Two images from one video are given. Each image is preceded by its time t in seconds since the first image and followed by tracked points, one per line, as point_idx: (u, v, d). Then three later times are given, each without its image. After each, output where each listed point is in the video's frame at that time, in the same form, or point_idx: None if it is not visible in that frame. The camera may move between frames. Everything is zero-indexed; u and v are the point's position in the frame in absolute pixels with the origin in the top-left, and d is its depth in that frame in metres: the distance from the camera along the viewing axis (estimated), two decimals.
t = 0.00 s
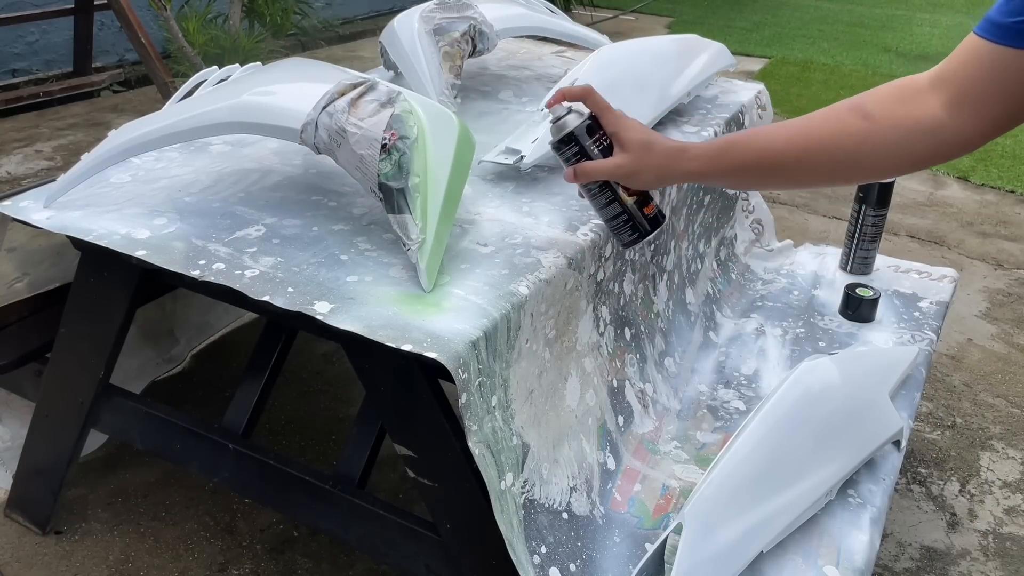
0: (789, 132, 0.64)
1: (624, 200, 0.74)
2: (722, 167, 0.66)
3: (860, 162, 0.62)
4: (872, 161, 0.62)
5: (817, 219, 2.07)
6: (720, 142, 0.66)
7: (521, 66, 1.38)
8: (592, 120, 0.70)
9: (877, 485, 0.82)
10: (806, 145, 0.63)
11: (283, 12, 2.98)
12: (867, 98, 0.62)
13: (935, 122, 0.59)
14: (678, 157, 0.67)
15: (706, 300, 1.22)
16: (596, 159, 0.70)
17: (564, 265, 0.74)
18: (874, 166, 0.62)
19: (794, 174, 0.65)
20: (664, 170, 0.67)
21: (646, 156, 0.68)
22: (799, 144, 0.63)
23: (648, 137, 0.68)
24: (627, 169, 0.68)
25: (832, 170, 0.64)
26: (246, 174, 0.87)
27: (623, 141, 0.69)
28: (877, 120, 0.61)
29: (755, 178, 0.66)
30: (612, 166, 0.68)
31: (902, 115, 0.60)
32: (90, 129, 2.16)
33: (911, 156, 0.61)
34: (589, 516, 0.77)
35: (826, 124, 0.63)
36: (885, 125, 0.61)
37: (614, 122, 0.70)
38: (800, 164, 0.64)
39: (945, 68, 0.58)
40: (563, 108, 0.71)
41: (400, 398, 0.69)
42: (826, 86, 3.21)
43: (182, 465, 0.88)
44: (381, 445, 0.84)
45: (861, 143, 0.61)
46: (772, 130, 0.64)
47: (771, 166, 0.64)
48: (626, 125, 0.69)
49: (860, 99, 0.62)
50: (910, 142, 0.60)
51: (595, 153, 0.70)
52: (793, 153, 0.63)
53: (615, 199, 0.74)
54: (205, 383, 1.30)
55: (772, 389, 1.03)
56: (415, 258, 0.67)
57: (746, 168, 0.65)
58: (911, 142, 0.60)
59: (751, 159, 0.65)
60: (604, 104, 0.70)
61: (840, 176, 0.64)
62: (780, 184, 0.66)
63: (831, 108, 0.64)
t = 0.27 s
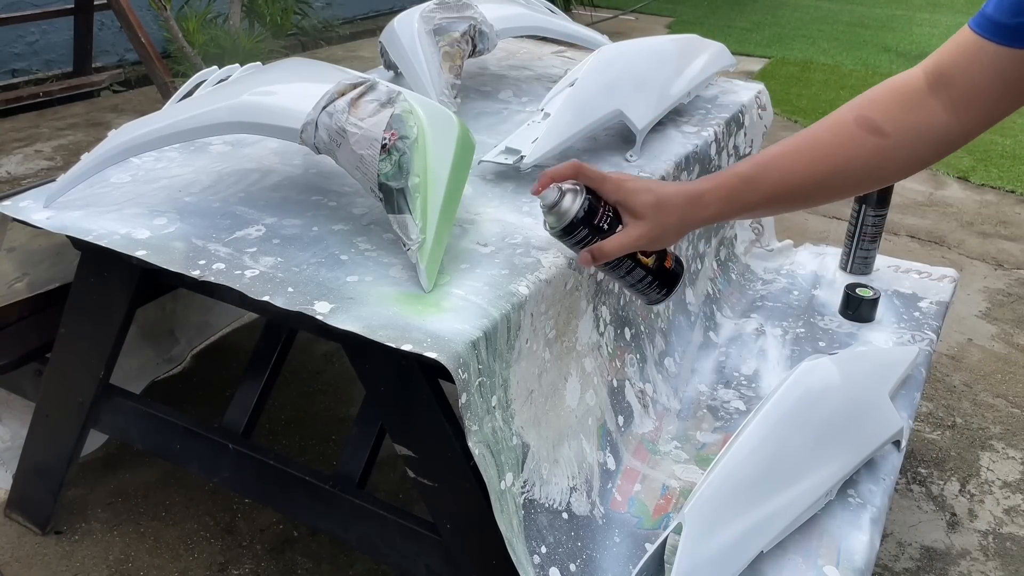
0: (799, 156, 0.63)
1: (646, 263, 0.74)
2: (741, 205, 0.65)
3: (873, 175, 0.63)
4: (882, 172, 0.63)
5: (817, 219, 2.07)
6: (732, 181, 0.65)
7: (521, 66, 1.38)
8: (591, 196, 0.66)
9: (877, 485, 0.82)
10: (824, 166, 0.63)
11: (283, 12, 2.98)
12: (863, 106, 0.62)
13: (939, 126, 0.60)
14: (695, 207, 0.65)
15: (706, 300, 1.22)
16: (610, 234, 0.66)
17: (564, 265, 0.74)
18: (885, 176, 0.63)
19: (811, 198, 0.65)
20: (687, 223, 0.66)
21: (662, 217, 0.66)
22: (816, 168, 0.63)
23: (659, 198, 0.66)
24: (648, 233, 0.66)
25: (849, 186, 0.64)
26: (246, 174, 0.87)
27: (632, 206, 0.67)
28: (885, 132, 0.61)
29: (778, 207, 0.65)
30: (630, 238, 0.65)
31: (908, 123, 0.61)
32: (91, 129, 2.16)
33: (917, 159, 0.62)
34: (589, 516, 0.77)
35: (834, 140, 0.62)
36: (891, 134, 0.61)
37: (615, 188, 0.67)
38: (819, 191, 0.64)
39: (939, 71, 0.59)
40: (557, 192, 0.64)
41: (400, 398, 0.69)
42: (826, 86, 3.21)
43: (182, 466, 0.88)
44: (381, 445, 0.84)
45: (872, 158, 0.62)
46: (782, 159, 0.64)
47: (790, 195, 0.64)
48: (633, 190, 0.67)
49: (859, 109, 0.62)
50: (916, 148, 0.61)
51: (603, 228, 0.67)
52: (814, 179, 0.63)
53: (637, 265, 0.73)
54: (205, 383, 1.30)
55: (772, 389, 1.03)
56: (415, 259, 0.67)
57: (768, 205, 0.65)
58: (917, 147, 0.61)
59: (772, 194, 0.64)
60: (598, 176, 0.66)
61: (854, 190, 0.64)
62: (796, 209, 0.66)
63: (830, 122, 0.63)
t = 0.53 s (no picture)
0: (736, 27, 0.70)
1: (574, 87, 0.77)
2: (665, 59, 0.71)
3: (795, 66, 0.70)
4: (807, 65, 0.70)
5: (817, 219, 2.07)
6: (668, 41, 0.71)
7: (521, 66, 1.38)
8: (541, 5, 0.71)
9: (877, 485, 0.82)
10: (756, 44, 0.70)
11: (283, 12, 2.98)
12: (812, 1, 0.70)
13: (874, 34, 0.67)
14: (622, 47, 0.71)
15: (706, 300, 1.22)
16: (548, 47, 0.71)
17: (564, 265, 0.74)
18: (808, 71, 0.70)
19: (732, 70, 0.71)
20: (610, 59, 0.72)
21: (591, 45, 0.71)
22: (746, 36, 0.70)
23: (592, 24, 0.70)
24: (580, 62, 0.72)
25: (770, 72, 0.71)
26: (245, 174, 0.87)
27: (568, 29, 0.71)
28: (818, 26, 0.69)
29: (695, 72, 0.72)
30: (559, 55, 0.71)
31: (844, 23, 0.68)
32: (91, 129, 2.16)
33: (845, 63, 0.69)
34: (589, 516, 0.77)
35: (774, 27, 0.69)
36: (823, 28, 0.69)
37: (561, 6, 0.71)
38: (743, 68, 0.71)
39: None
40: None
41: (400, 398, 0.69)
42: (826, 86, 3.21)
43: (182, 465, 0.88)
44: (381, 445, 0.84)
45: (804, 46, 0.69)
46: (722, 27, 0.70)
47: (710, 60, 0.71)
48: (569, 14, 0.71)
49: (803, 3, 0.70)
50: (847, 51, 0.68)
51: (547, 36, 0.71)
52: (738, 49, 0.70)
53: (565, 86, 0.77)
54: (205, 383, 1.30)
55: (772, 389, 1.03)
56: (415, 259, 0.67)
57: (688, 62, 0.71)
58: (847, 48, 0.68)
59: (694, 55, 0.71)
60: None
61: (775, 78, 0.71)
62: (718, 78, 0.73)
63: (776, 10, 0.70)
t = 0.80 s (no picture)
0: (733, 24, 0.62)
1: (583, 116, 0.89)
2: (662, 68, 0.67)
3: (798, 60, 0.61)
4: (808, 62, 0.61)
5: (817, 219, 2.07)
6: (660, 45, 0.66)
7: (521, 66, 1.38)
8: (525, 49, 0.80)
9: (877, 485, 0.82)
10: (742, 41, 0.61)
11: (283, 12, 2.98)
12: None
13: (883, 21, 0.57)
14: (619, 64, 0.70)
15: (706, 300, 1.22)
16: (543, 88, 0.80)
17: (564, 265, 0.74)
18: (812, 63, 0.61)
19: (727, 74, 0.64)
20: (611, 75, 0.71)
21: (585, 75, 0.73)
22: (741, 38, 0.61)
23: (580, 55, 0.73)
24: (577, 96, 0.74)
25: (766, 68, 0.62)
26: (246, 174, 0.87)
27: (560, 64, 0.75)
28: (825, 18, 0.58)
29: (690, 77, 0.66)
30: (555, 96, 0.75)
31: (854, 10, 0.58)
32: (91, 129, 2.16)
33: (856, 50, 0.59)
34: (589, 516, 0.77)
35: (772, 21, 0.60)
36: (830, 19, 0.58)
37: (545, 45, 0.77)
38: (740, 68, 0.63)
39: None
40: (496, 45, 0.80)
41: (400, 398, 0.69)
42: (826, 86, 3.21)
43: (182, 465, 0.88)
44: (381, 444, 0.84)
45: (804, 43, 0.60)
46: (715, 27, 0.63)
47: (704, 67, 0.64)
48: (559, 47, 0.75)
49: None
50: (858, 37, 0.58)
51: (535, 83, 0.81)
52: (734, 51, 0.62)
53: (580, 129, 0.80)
54: (205, 383, 1.30)
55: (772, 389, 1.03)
56: (415, 259, 0.67)
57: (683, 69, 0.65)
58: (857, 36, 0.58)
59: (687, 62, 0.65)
60: (530, 31, 0.78)
61: (775, 75, 0.63)
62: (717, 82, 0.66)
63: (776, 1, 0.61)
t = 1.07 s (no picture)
0: (804, 125, 0.60)
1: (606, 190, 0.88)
2: (736, 191, 0.64)
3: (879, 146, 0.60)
4: (896, 139, 0.59)
5: (817, 219, 2.07)
6: (723, 170, 0.64)
7: (521, 66, 1.38)
8: (565, 205, 0.63)
9: (877, 485, 0.82)
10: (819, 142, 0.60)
11: (283, 12, 2.98)
12: (867, 63, 0.59)
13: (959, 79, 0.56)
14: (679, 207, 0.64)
15: (706, 300, 1.22)
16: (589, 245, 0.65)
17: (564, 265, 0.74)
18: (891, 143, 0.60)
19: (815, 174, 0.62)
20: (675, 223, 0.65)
21: (644, 223, 0.64)
22: (819, 139, 0.60)
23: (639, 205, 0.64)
24: (641, 241, 0.65)
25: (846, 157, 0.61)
26: (246, 174, 0.87)
27: (610, 212, 0.64)
28: (895, 95, 0.58)
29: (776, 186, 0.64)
30: (605, 254, 0.64)
31: (920, 79, 0.57)
32: (91, 129, 2.16)
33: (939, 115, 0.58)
34: (589, 516, 0.77)
35: (837, 107, 0.59)
36: (900, 94, 0.58)
37: (590, 197, 0.64)
38: (828, 164, 0.61)
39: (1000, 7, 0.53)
40: (529, 208, 0.62)
41: (400, 398, 0.69)
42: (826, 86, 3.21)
43: (183, 465, 0.88)
44: (381, 444, 0.84)
45: (878, 127, 0.59)
46: (787, 132, 0.61)
47: (789, 175, 0.62)
48: (606, 201, 0.64)
49: (861, 68, 0.59)
50: (932, 105, 0.57)
51: (584, 239, 0.65)
52: (822, 150, 0.60)
53: (629, 268, 0.72)
54: (205, 383, 1.30)
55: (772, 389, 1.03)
56: (415, 258, 0.67)
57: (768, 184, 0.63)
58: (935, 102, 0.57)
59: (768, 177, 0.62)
60: (569, 184, 0.63)
61: (867, 160, 0.61)
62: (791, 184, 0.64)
63: (832, 83, 0.60)
